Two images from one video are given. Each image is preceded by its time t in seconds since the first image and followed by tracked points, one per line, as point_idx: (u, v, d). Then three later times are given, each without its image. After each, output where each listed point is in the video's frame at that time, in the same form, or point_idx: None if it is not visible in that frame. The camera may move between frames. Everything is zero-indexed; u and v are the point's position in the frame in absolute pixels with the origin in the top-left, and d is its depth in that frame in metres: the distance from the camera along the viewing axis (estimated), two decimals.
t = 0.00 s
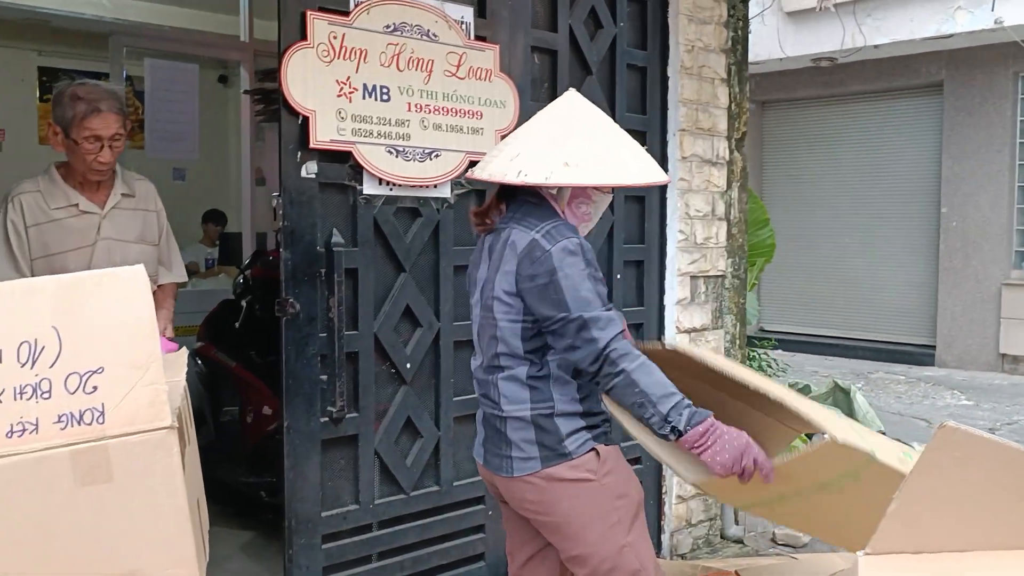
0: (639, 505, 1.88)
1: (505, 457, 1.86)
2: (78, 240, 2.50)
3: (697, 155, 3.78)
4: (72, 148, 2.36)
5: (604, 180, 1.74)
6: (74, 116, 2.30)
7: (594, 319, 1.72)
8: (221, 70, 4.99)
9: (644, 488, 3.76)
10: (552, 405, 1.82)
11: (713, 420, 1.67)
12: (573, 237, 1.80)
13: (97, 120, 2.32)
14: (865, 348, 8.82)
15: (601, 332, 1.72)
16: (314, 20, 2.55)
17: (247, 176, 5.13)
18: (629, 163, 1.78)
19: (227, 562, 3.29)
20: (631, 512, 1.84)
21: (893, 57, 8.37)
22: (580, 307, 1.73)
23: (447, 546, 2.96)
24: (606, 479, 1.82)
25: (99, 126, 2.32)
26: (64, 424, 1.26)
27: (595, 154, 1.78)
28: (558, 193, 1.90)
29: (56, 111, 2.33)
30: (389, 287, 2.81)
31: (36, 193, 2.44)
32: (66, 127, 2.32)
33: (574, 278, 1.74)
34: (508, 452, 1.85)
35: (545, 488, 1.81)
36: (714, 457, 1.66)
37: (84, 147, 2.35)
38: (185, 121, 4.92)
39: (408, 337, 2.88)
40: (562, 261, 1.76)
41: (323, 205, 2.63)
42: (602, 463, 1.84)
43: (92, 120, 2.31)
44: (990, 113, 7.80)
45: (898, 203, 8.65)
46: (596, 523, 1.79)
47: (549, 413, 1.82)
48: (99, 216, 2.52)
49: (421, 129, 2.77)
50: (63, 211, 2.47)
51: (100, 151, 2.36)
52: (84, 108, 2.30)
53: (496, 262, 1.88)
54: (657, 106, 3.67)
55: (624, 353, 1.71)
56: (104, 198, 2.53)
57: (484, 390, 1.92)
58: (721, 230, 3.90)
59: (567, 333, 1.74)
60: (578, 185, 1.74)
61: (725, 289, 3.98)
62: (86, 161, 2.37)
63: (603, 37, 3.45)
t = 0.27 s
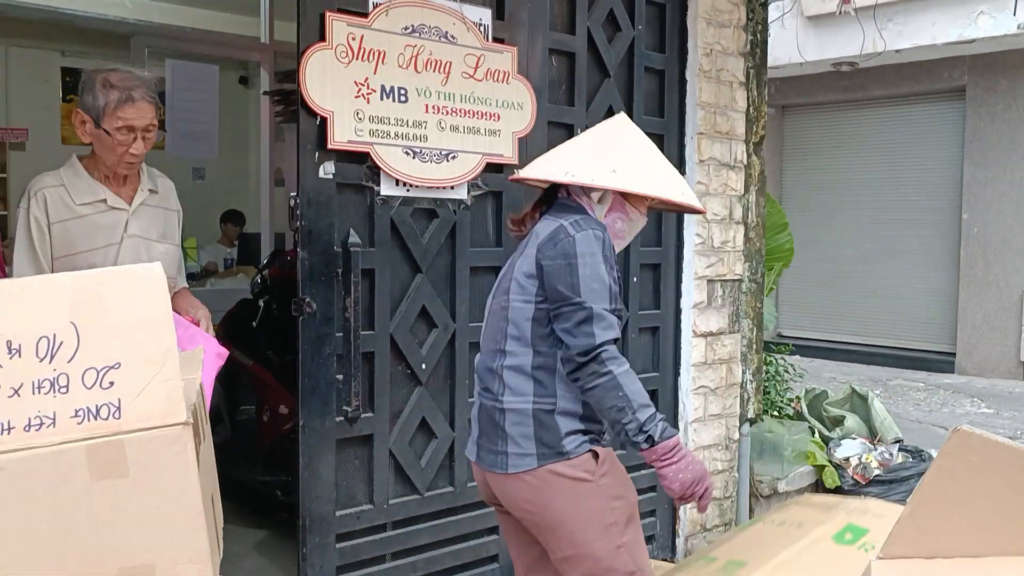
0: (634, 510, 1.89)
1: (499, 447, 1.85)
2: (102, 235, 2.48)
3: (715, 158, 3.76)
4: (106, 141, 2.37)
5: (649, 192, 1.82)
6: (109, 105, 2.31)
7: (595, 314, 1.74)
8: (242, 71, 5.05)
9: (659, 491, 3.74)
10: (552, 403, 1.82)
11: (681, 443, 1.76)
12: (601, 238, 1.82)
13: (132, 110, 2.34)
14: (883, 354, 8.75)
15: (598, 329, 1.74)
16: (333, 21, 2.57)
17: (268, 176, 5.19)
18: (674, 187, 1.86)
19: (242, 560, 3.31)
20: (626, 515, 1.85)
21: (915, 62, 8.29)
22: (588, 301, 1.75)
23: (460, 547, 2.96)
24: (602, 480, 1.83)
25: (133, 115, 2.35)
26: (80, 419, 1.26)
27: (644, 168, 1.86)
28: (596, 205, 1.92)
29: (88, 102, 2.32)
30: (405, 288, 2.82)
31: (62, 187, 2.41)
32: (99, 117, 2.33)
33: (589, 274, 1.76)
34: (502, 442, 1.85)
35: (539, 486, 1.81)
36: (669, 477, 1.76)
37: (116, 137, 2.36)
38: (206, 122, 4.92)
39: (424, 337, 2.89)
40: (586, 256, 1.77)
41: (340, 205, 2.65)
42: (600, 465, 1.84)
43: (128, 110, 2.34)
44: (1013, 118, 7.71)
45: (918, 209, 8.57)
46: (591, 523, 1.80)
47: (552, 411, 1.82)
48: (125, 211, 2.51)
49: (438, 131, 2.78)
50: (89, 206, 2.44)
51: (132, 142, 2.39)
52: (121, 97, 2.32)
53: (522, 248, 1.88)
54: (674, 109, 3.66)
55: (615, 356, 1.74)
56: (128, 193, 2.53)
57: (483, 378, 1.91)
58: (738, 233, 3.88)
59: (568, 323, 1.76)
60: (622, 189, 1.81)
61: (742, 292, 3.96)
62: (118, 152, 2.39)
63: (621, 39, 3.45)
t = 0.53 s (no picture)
0: (581, 538, 1.87)
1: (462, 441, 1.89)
2: (143, 254, 2.33)
3: (725, 171, 3.76)
4: (153, 155, 2.30)
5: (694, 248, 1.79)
6: (164, 123, 2.27)
7: (598, 346, 1.72)
8: (257, 84, 5.15)
9: (669, 504, 3.74)
10: (524, 415, 1.83)
11: (647, 495, 1.69)
12: (642, 284, 1.78)
13: (183, 128, 2.30)
14: (898, 366, 8.69)
15: (592, 361, 1.71)
16: (344, 37, 2.60)
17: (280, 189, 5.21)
18: (722, 253, 1.81)
19: (253, 570, 3.33)
20: (567, 543, 1.83)
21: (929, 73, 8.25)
22: (600, 335, 1.72)
23: (469, 559, 2.97)
24: (548, 501, 1.82)
25: (186, 133, 2.30)
26: (91, 432, 1.28)
27: (694, 227, 1.83)
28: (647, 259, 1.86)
29: (139, 117, 2.28)
30: (415, 301, 2.84)
31: (105, 203, 2.26)
32: (151, 134, 2.28)
33: (612, 311, 1.73)
34: (466, 436, 1.88)
35: (484, 491, 1.84)
36: (625, 525, 1.71)
37: (165, 154, 2.29)
38: (221, 133, 5.02)
39: (434, 350, 2.91)
40: (619, 294, 1.74)
41: (351, 219, 2.67)
42: (550, 485, 1.83)
43: (180, 126, 2.29)
44: None
45: (933, 220, 8.52)
46: (526, 539, 1.81)
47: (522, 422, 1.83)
48: (168, 230, 2.38)
49: (448, 145, 2.81)
50: (132, 223, 2.30)
51: (182, 160, 2.32)
52: (174, 114, 2.28)
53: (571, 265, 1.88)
54: (683, 122, 3.69)
55: (601, 393, 1.71)
56: (170, 211, 2.40)
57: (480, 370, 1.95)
58: (749, 246, 3.88)
59: (570, 346, 1.75)
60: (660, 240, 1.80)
61: (752, 305, 3.96)
62: (166, 168, 2.31)
63: (631, 53, 3.47)
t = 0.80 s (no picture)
0: None
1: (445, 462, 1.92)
2: (187, 274, 2.30)
3: (734, 184, 3.76)
4: (200, 178, 2.21)
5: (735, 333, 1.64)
6: (219, 145, 2.16)
7: (578, 388, 1.68)
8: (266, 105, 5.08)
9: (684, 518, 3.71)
10: (498, 445, 1.82)
11: (612, 535, 1.60)
12: (650, 346, 1.75)
13: (238, 153, 2.19)
14: (913, 376, 8.62)
15: (566, 399, 1.67)
16: (351, 57, 2.61)
17: (292, 210, 5.18)
18: (739, 324, 1.67)
19: None
20: None
21: (938, 82, 8.22)
22: (586, 379, 1.69)
23: None
24: (496, 535, 1.79)
25: (240, 159, 2.19)
26: (101, 455, 1.20)
27: (718, 299, 1.73)
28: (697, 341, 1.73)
29: (194, 134, 2.16)
30: (425, 319, 2.84)
31: (151, 222, 2.23)
32: (205, 154, 2.17)
33: (606, 360, 1.70)
34: (449, 456, 1.91)
35: (446, 509, 1.86)
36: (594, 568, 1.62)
37: (214, 177, 2.20)
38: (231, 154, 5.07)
39: (445, 367, 2.90)
40: (621, 347, 1.72)
41: (360, 238, 2.68)
42: (504, 520, 1.80)
43: (234, 151, 2.18)
44: None
45: (945, 229, 8.46)
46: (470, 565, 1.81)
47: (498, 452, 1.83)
48: (212, 250, 2.35)
49: (456, 163, 2.82)
50: (177, 243, 2.27)
51: (231, 185, 2.23)
52: (230, 138, 2.17)
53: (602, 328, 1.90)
54: (692, 136, 3.69)
55: (569, 433, 1.65)
56: (213, 229, 2.37)
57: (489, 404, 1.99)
58: (760, 258, 3.87)
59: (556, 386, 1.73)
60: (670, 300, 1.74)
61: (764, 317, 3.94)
62: (213, 191, 2.23)
63: (638, 68, 3.48)
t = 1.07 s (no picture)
0: None
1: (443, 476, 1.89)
2: (220, 290, 2.17)
3: (740, 188, 3.76)
4: (235, 190, 2.10)
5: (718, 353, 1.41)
6: (260, 160, 2.06)
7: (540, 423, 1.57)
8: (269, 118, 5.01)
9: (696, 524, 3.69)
10: (479, 462, 1.77)
11: None
12: (616, 368, 1.59)
13: (278, 168, 2.09)
14: (923, 378, 8.58)
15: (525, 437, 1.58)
16: (355, 69, 2.62)
17: (298, 223, 5.22)
18: (726, 342, 1.43)
19: None
20: None
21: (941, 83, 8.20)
22: (546, 410, 1.57)
23: None
24: (476, 548, 1.77)
25: (280, 175, 2.09)
26: (114, 468, 1.20)
27: (687, 310, 1.50)
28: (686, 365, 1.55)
29: (234, 147, 2.07)
30: (433, 328, 2.84)
31: (184, 237, 2.10)
32: (245, 168, 2.07)
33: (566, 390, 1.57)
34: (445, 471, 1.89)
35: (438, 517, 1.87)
36: None
37: (250, 191, 2.09)
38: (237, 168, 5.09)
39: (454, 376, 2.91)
40: (581, 373, 1.58)
41: (368, 248, 2.69)
42: (483, 534, 1.76)
43: (274, 165, 2.08)
44: None
45: (952, 230, 8.44)
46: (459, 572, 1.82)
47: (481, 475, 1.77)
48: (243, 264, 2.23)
49: (462, 172, 2.82)
50: (210, 258, 2.14)
51: (268, 201, 2.12)
52: (271, 152, 2.07)
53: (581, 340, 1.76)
54: (696, 140, 3.69)
55: (529, 471, 1.55)
56: (242, 243, 2.25)
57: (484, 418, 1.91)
58: (766, 262, 3.86)
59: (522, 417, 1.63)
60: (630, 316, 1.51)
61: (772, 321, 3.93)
62: (248, 207, 2.11)
63: (641, 74, 3.49)
